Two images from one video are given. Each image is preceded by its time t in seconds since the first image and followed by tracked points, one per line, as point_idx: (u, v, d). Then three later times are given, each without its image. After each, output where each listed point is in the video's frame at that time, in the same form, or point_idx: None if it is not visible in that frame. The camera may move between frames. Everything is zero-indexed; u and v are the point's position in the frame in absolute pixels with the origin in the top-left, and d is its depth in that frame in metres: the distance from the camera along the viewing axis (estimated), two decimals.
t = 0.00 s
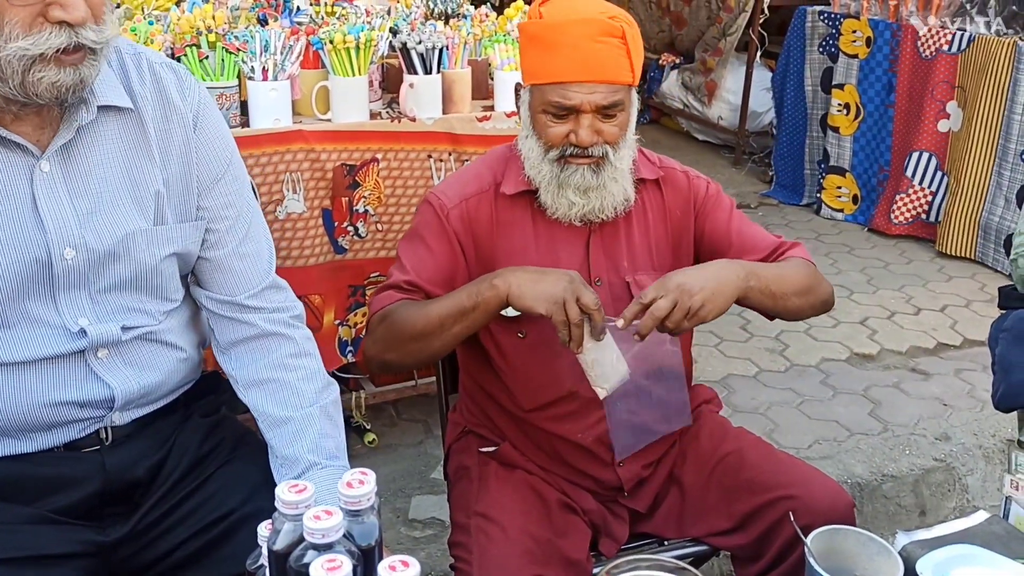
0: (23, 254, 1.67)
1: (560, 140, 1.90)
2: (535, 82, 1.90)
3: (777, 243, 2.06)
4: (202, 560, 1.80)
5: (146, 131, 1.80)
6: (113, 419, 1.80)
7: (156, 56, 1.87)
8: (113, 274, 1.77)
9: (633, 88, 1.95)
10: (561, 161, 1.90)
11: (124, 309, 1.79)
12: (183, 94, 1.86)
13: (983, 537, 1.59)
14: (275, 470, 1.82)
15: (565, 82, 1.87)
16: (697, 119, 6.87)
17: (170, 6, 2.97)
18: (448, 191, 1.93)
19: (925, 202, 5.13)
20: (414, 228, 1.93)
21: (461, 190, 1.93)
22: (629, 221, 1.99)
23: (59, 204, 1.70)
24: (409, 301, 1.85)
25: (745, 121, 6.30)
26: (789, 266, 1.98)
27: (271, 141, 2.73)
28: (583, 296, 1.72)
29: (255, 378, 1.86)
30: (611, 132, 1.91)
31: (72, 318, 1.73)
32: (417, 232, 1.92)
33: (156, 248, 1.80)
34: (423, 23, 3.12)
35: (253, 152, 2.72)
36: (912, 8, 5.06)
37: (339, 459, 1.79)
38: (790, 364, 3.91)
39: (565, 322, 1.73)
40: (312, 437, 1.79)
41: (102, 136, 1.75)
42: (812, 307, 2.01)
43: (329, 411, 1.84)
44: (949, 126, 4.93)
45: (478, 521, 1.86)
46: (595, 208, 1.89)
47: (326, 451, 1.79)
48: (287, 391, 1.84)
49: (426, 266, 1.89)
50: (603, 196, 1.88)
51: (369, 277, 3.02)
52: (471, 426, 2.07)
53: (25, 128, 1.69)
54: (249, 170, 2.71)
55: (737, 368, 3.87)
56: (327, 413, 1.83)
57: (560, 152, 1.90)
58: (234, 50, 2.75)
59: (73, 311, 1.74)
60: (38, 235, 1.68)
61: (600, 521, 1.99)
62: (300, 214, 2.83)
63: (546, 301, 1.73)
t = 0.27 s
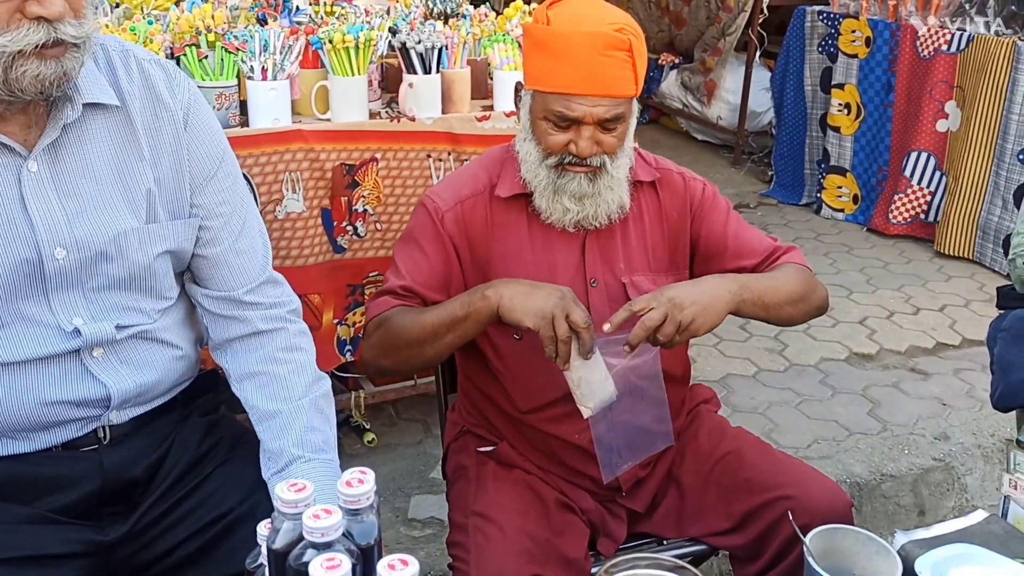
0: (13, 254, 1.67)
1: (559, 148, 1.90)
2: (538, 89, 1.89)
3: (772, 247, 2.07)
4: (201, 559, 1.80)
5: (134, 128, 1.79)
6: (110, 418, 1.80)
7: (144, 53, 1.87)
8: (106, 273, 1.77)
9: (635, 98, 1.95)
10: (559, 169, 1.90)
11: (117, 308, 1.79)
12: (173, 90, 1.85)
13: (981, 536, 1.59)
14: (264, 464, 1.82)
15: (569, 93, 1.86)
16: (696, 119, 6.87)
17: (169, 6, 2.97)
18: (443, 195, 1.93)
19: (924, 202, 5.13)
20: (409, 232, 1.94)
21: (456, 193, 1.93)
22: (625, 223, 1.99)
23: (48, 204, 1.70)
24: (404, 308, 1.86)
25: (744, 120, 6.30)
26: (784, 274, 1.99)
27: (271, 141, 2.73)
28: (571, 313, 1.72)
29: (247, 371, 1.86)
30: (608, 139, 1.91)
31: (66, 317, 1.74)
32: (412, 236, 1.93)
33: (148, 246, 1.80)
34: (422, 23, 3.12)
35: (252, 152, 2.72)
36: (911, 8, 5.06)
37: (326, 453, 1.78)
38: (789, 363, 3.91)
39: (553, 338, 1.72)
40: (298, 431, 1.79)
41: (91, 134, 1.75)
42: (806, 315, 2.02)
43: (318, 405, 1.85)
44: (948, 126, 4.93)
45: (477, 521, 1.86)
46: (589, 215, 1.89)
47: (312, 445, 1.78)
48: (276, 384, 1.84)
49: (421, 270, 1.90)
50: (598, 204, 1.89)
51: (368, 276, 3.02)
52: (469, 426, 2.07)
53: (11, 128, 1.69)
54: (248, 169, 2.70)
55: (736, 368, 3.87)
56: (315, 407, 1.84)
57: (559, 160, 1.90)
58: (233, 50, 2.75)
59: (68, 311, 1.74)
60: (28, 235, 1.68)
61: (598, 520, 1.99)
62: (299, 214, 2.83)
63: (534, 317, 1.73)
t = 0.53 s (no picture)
0: (11, 255, 1.67)
1: (562, 152, 1.90)
2: (538, 96, 1.88)
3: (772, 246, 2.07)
4: (200, 558, 1.80)
5: (130, 127, 1.79)
6: (110, 417, 1.80)
7: (139, 53, 1.87)
8: (104, 273, 1.77)
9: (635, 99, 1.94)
10: (563, 172, 1.90)
11: (116, 307, 1.79)
12: (168, 90, 1.85)
13: (980, 536, 1.59)
14: (262, 466, 1.82)
15: (570, 99, 1.85)
16: (696, 119, 6.87)
17: (169, 6, 2.97)
18: (443, 195, 1.93)
19: (923, 202, 5.13)
20: (409, 233, 1.94)
21: (455, 194, 1.93)
22: (625, 223, 1.99)
23: (45, 204, 1.70)
24: (406, 310, 1.87)
25: (744, 120, 6.30)
26: (784, 273, 1.99)
27: (270, 141, 2.73)
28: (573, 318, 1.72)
29: (244, 372, 1.87)
30: (609, 142, 1.90)
31: (64, 318, 1.74)
32: (412, 237, 1.93)
33: (145, 245, 1.80)
34: (421, 23, 3.11)
35: (252, 152, 2.72)
36: (911, 8, 5.06)
37: (325, 454, 1.79)
38: (789, 363, 3.92)
39: (553, 340, 1.72)
40: (297, 432, 1.80)
41: (87, 134, 1.75)
42: (806, 314, 2.02)
43: (317, 405, 1.85)
44: (947, 126, 4.93)
45: (476, 520, 1.86)
46: (593, 217, 1.89)
47: (311, 446, 1.79)
48: (274, 386, 1.85)
49: (422, 271, 1.91)
50: (603, 205, 1.89)
51: (367, 276, 3.02)
52: (469, 426, 2.07)
53: (8, 128, 1.69)
54: (247, 169, 2.70)
55: (735, 368, 3.88)
56: (314, 407, 1.84)
57: (562, 163, 1.90)
58: (233, 49, 2.74)
59: (66, 311, 1.74)
60: (26, 236, 1.68)
61: (598, 520, 1.99)
62: (299, 214, 2.83)
63: (534, 320, 1.73)
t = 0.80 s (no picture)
0: (11, 254, 1.67)
1: (563, 152, 1.89)
2: (540, 97, 1.88)
3: (770, 252, 2.05)
4: (200, 558, 1.80)
5: (130, 126, 1.79)
6: (110, 416, 1.80)
7: (139, 51, 1.87)
8: (103, 272, 1.77)
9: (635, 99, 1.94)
10: (564, 172, 1.90)
11: (116, 306, 1.79)
12: (168, 88, 1.85)
13: (980, 536, 1.59)
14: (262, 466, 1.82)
15: (572, 100, 1.85)
16: (695, 119, 6.87)
17: (169, 6, 2.96)
18: (443, 197, 1.93)
19: (923, 202, 5.13)
20: (409, 235, 1.94)
21: (455, 195, 1.93)
22: (624, 224, 1.99)
23: (45, 203, 1.70)
24: (411, 316, 1.87)
25: (744, 120, 6.30)
26: (780, 290, 1.96)
27: (269, 140, 2.73)
28: (581, 330, 1.72)
29: (243, 373, 1.86)
30: (611, 142, 1.90)
31: (64, 316, 1.73)
32: (412, 239, 1.93)
33: (145, 244, 1.79)
34: (421, 23, 3.11)
35: (251, 152, 2.72)
36: (910, 8, 5.05)
37: (326, 455, 1.79)
38: (788, 363, 3.91)
39: (560, 350, 1.72)
40: (297, 432, 1.80)
41: (86, 133, 1.75)
42: (803, 326, 2.01)
43: (316, 405, 1.85)
44: (947, 126, 4.93)
45: (476, 520, 1.86)
46: (595, 217, 1.90)
47: (312, 447, 1.79)
48: (274, 387, 1.85)
49: (422, 274, 1.91)
50: (603, 205, 1.90)
51: (366, 275, 3.01)
52: (468, 426, 2.07)
53: (8, 127, 1.70)
54: (246, 169, 2.70)
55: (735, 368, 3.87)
56: (313, 408, 1.84)
57: (563, 164, 1.90)
58: (232, 49, 2.74)
59: (66, 310, 1.74)
60: (26, 235, 1.68)
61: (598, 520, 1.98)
62: (299, 213, 2.83)
63: (542, 330, 1.72)
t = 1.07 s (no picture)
0: (12, 252, 1.67)
1: (568, 151, 1.89)
2: (546, 95, 1.88)
3: (763, 261, 2.05)
4: (199, 558, 1.80)
5: (131, 126, 1.79)
6: (109, 415, 1.80)
7: (139, 52, 1.87)
8: (104, 271, 1.76)
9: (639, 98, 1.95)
10: (568, 171, 1.90)
11: (116, 305, 1.79)
12: (169, 89, 1.85)
13: (980, 536, 1.59)
14: (261, 465, 1.82)
15: (577, 97, 1.85)
16: (696, 119, 6.87)
17: (168, 6, 2.96)
18: (442, 199, 1.93)
19: (923, 202, 5.13)
20: (409, 238, 1.94)
21: (454, 198, 1.93)
22: (625, 225, 1.99)
23: (47, 202, 1.69)
24: (413, 322, 1.88)
25: (744, 120, 6.30)
26: (769, 302, 1.97)
27: (269, 140, 2.73)
28: (571, 323, 1.72)
29: (242, 372, 1.86)
30: (614, 142, 1.90)
31: (64, 315, 1.73)
32: (412, 242, 1.93)
33: (145, 243, 1.79)
34: (421, 23, 3.11)
35: (251, 151, 2.72)
36: (911, 8, 5.05)
37: (325, 454, 1.79)
38: (788, 363, 3.91)
39: (556, 351, 1.73)
40: (296, 431, 1.80)
41: (88, 133, 1.75)
42: (789, 338, 2.01)
43: (315, 404, 1.85)
44: (947, 126, 4.93)
45: (475, 520, 1.86)
46: (597, 216, 1.89)
47: (311, 446, 1.79)
48: (274, 386, 1.85)
49: (422, 277, 1.91)
50: (606, 204, 1.89)
51: (365, 274, 3.01)
52: (469, 426, 2.07)
53: (10, 126, 1.69)
54: (246, 169, 2.70)
55: (735, 368, 3.87)
56: (312, 407, 1.84)
57: (568, 163, 1.90)
58: (232, 49, 2.74)
59: (65, 308, 1.74)
60: (27, 234, 1.68)
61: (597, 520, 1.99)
62: (298, 213, 2.83)
63: (535, 332, 1.72)
